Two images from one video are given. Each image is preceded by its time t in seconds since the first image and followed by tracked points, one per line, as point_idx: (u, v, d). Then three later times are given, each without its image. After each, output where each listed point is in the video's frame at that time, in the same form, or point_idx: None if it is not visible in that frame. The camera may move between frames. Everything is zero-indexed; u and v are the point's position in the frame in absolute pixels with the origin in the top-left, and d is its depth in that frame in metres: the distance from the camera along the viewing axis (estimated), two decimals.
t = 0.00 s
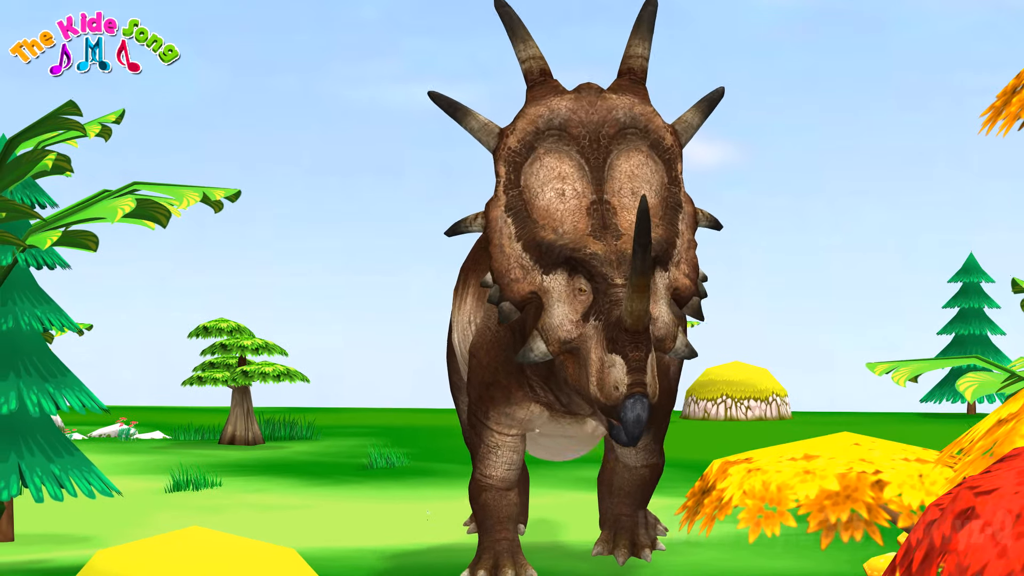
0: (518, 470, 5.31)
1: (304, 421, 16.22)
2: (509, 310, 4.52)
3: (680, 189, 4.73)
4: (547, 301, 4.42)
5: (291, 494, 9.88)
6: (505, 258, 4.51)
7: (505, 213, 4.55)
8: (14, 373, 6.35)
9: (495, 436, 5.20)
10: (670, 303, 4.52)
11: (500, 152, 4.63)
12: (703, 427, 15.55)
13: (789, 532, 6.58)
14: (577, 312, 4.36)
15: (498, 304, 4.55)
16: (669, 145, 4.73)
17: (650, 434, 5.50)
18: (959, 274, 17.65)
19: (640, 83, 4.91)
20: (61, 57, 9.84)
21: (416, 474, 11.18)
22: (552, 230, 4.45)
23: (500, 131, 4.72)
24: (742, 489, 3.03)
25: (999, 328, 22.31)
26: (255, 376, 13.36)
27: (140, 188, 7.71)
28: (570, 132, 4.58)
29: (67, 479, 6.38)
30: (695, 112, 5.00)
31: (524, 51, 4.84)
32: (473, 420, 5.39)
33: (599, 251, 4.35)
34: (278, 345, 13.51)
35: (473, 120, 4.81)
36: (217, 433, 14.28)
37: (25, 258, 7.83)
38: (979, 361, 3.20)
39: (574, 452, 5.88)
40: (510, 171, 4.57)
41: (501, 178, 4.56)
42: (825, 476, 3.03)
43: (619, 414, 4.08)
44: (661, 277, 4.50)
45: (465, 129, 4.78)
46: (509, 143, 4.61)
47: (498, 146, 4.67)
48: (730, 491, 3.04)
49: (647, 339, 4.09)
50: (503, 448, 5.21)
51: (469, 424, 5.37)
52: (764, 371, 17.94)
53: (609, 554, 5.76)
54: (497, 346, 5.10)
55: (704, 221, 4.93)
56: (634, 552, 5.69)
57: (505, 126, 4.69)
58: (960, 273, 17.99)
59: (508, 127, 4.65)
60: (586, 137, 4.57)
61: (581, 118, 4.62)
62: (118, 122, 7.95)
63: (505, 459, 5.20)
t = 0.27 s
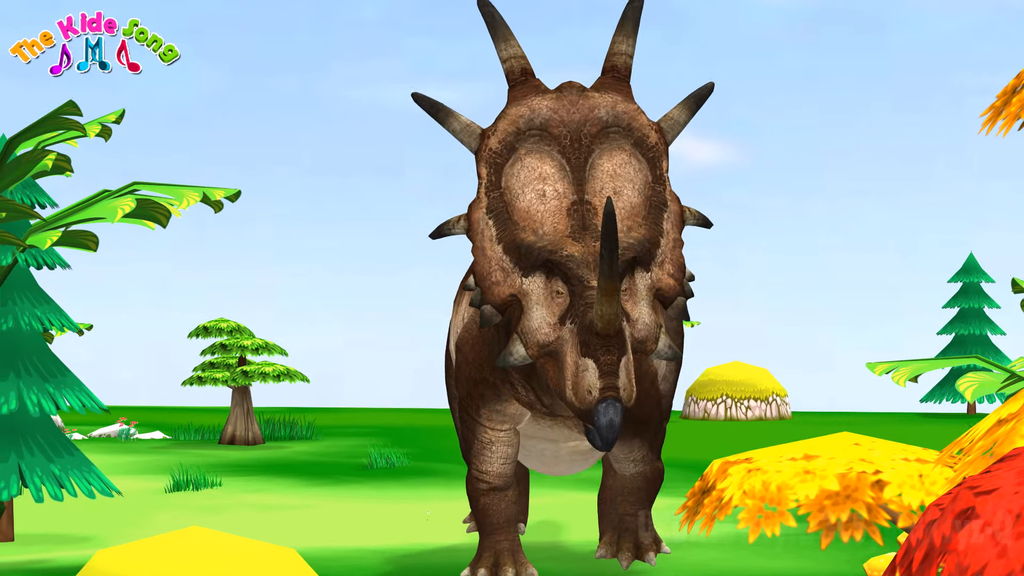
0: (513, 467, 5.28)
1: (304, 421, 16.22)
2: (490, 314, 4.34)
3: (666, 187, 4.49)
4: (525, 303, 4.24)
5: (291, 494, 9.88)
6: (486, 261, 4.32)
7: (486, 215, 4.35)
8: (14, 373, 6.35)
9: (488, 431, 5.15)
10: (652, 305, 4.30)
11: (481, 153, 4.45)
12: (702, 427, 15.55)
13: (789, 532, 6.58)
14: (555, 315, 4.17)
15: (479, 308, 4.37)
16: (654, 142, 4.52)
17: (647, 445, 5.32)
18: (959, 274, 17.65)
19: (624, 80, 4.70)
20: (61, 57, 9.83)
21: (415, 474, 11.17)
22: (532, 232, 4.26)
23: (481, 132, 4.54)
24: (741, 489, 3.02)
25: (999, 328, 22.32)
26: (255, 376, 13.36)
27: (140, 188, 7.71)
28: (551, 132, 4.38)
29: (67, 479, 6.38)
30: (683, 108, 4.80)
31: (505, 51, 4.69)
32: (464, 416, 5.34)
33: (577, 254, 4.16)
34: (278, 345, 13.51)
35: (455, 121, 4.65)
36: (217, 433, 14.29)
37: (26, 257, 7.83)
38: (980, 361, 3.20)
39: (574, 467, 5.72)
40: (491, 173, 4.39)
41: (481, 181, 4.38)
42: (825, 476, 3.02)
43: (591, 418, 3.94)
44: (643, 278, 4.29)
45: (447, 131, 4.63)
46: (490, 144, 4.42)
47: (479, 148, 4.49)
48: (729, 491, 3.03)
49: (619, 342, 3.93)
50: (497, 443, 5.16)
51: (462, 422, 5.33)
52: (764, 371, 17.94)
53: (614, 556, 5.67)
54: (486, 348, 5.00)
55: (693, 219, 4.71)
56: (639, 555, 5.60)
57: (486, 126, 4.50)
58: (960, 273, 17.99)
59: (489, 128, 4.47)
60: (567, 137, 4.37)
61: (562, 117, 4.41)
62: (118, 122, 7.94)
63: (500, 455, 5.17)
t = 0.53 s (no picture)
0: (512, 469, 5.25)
1: (304, 421, 16.22)
2: (479, 314, 4.31)
3: (658, 189, 4.45)
4: (513, 301, 4.19)
5: (291, 494, 9.88)
6: (475, 261, 4.30)
7: (475, 216, 4.35)
8: (14, 373, 6.35)
9: (488, 445, 5.09)
10: (641, 303, 4.22)
11: (471, 154, 4.46)
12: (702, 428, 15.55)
13: (788, 532, 6.57)
14: (541, 311, 4.13)
15: (468, 309, 4.34)
16: (646, 144, 4.49)
17: (650, 457, 5.26)
18: (959, 274, 17.65)
19: (615, 82, 4.67)
20: (61, 57, 9.83)
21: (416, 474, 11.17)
22: (521, 231, 4.23)
23: (472, 134, 4.55)
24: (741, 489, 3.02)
25: (999, 328, 22.33)
26: (255, 376, 13.36)
27: (140, 188, 7.71)
28: (541, 133, 4.36)
29: (67, 479, 6.38)
30: (676, 112, 4.80)
31: (496, 54, 4.69)
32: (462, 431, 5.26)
33: (563, 249, 4.11)
34: (278, 345, 13.51)
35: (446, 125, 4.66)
36: (217, 433, 14.29)
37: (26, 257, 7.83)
38: (978, 361, 3.21)
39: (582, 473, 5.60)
40: (481, 174, 4.38)
41: (471, 181, 4.37)
42: (825, 476, 3.02)
43: (577, 410, 3.91)
44: (631, 276, 4.22)
45: (438, 134, 4.64)
46: (479, 145, 4.43)
47: (469, 150, 4.50)
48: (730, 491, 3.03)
49: (602, 332, 3.91)
50: (497, 456, 5.10)
51: (461, 433, 5.23)
52: (764, 371, 17.95)
53: (618, 558, 5.65)
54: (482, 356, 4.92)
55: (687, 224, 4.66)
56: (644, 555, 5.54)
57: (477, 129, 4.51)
58: (960, 272, 18.00)
59: (479, 129, 4.47)
60: (557, 137, 4.35)
61: (552, 118, 4.40)
62: (118, 122, 7.94)
63: (500, 465, 5.12)
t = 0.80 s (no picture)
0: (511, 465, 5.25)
1: (304, 421, 16.22)
2: (469, 320, 4.30)
3: (651, 191, 4.42)
4: (502, 308, 4.18)
5: (291, 494, 9.88)
6: (466, 267, 4.30)
7: (466, 221, 4.34)
8: (14, 373, 6.35)
9: (489, 451, 5.01)
10: (632, 306, 4.20)
11: (462, 160, 4.45)
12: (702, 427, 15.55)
13: (788, 532, 6.57)
14: (529, 318, 4.12)
15: (459, 315, 4.34)
16: (638, 146, 4.45)
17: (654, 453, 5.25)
18: (959, 274, 17.65)
19: (606, 84, 4.64)
20: (61, 57, 9.82)
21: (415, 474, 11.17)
22: (510, 235, 4.21)
23: (462, 139, 4.55)
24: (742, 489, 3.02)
25: (999, 328, 22.33)
26: (255, 376, 13.36)
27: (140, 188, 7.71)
28: (531, 136, 4.34)
29: (67, 479, 6.38)
30: (669, 112, 4.75)
31: (487, 56, 4.65)
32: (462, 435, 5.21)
33: (550, 254, 4.09)
34: (278, 345, 13.51)
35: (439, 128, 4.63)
36: (217, 433, 14.29)
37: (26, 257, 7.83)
38: (977, 361, 3.21)
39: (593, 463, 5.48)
40: (471, 179, 4.38)
41: (462, 187, 4.36)
42: (825, 476, 3.02)
43: (562, 418, 3.94)
44: (621, 280, 4.21)
45: (430, 139, 4.64)
46: (470, 150, 4.42)
47: (461, 154, 4.49)
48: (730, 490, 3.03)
49: (587, 339, 3.90)
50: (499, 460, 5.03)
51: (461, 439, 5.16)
52: (764, 371, 17.95)
53: (623, 557, 5.57)
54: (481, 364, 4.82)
55: (682, 225, 4.62)
56: (649, 553, 5.47)
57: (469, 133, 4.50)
58: (960, 272, 18.00)
59: (470, 134, 4.47)
60: (547, 141, 4.33)
61: (542, 121, 4.37)
62: (118, 122, 7.94)
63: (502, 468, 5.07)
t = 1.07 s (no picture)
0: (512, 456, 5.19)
1: (304, 421, 16.22)
2: (462, 318, 4.30)
3: (653, 197, 4.37)
4: (493, 310, 4.15)
5: (291, 494, 9.88)
6: (462, 265, 4.29)
7: (465, 217, 4.33)
8: (14, 373, 6.35)
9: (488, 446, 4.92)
10: (625, 317, 4.15)
11: (464, 153, 4.43)
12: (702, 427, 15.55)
13: (788, 532, 6.57)
14: (519, 324, 4.08)
15: (452, 313, 4.33)
16: (643, 150, 4.39)
17: (654, 455, 4.72)
18: (959, 274, 17.65)
19: (615, 84, 4.56)
20: (61, 57, 9.82)
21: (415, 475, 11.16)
22: (507, 237, 4.20)
23: (466, 132, 4.53)
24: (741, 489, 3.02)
25: (999, 328, 22.32)
26: (255, 376, 13.36)
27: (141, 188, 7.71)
28: (534, 135, 4.31)
29: (67, 479, 6.38)
30: (677, 114, 4.62)
31: (495, 50, 4.63)
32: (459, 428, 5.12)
33: (542, 262, 4.01)
34: (278, 345, 13.51)
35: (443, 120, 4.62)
36: (217, 433, 14.29)
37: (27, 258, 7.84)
38: (978, 361, 3.21)
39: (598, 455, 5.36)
40: (472, 175, 4.36)
41: (462, 182, 4.35)
42: (825, 476, 3.02)
43: (542, 432, 3.90)
44: (615, 290, 4.13)
45: (434, 129, 4.63)
46: (472, 144, 4.40)
47: (463, 148, 4.46)
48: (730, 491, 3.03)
49: (572, 355, 3.83)
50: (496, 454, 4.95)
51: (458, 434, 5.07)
52: (764, 371, 17.95)
53: None
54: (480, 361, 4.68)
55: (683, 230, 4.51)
56: None
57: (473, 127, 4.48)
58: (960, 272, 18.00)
59: (474, 128, 4.44)
60: (550, 141, 4.29)
61: (546, 120, 4.33)
62: (118, 122, 7.93)
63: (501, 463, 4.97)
